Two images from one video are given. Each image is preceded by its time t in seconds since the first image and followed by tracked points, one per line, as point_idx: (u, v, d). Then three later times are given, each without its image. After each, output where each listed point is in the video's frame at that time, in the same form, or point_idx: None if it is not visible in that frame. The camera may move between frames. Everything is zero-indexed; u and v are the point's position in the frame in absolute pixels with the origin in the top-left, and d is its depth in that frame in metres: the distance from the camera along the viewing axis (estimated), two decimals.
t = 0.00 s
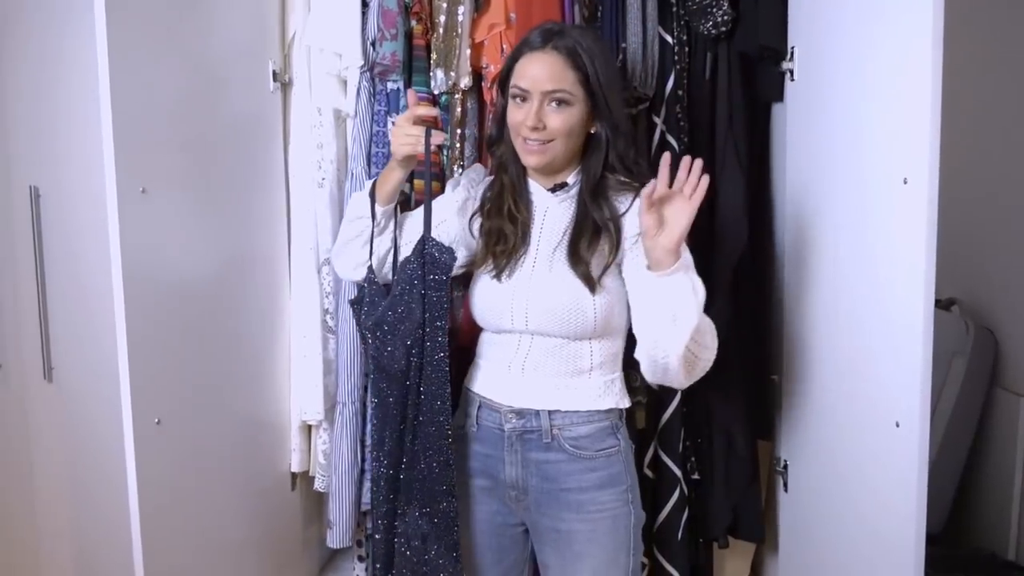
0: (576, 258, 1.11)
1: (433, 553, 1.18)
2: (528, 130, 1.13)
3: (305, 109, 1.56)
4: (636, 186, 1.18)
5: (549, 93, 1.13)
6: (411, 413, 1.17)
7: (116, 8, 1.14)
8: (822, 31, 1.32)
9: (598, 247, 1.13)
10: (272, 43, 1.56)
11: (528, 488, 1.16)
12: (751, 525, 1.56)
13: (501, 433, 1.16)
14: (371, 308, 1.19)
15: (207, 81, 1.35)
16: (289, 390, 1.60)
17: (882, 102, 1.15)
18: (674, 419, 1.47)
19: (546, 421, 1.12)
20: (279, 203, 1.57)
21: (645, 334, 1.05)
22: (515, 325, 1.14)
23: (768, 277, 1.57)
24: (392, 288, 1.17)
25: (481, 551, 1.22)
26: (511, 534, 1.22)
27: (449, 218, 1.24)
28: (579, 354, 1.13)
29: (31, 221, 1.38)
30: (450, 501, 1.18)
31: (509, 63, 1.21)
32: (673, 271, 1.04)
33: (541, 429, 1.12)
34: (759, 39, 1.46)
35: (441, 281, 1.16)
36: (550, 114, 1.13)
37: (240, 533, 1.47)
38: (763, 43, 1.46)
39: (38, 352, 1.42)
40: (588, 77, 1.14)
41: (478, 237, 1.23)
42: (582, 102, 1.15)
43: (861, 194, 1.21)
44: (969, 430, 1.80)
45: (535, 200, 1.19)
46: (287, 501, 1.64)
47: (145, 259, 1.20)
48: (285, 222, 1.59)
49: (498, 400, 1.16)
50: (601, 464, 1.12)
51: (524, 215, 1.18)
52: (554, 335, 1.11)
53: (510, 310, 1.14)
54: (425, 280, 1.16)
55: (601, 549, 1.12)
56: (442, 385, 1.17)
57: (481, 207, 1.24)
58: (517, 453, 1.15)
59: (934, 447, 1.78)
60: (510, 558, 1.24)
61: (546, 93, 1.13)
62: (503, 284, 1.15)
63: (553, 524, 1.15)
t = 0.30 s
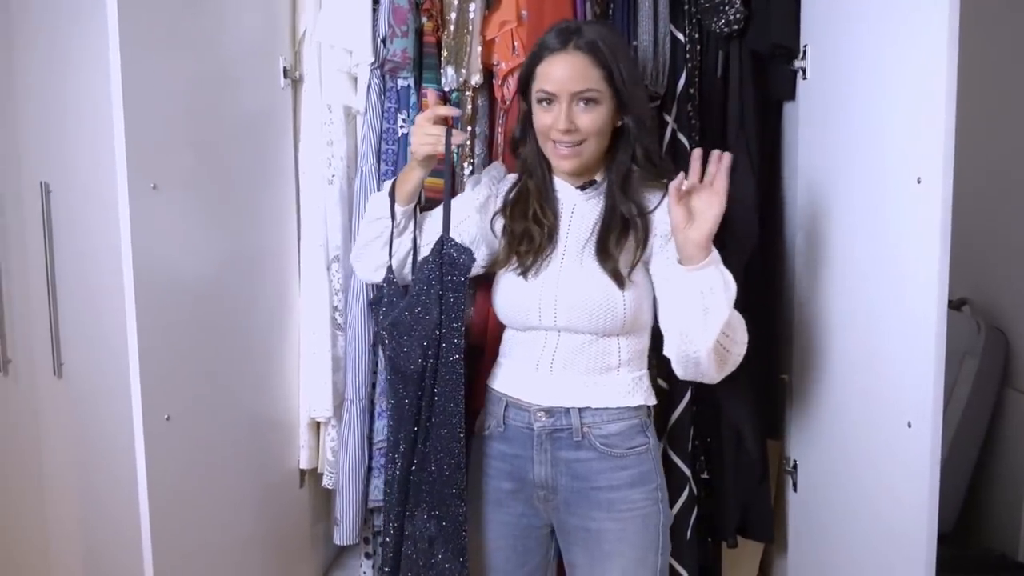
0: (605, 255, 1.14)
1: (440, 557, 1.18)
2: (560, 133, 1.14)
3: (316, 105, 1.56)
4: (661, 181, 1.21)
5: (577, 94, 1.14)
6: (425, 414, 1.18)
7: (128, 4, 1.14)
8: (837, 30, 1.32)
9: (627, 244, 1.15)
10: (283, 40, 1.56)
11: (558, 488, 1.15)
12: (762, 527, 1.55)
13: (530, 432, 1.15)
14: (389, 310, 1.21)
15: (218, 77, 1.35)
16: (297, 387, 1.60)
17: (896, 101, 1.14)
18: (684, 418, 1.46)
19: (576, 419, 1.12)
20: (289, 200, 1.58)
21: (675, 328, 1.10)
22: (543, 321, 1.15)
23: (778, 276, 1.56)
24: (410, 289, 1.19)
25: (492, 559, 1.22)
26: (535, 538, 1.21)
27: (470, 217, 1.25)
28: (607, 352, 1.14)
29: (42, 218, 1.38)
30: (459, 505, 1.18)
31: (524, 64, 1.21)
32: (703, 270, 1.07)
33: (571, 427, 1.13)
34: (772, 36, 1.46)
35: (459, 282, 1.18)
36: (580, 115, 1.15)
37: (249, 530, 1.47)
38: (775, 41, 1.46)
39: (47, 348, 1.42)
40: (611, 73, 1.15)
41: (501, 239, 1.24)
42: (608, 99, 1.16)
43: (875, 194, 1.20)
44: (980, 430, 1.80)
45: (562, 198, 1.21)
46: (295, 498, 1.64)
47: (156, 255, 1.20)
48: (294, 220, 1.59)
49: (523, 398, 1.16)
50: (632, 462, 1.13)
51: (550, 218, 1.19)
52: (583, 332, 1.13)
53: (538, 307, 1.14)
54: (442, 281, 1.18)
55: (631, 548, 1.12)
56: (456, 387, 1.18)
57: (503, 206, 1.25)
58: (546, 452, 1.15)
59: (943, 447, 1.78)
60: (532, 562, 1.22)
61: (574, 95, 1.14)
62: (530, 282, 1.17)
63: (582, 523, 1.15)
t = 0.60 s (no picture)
0: (624, 251, 1.15)
1: (458, 567, 1.17)
2: (580, 127, 1.13)
3: (316, 103, 1.56)
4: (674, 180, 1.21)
5: (598, 89, 1.14)
6: (438, 422, 1.18)
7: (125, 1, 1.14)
8: (838, 28, 1.31)
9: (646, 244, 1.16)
10: (282, 37, 1.55)
11: (580, 486, 1.15)
12: (761, 524, 1.56)
13: (552, 431, 1.15)
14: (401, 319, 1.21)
15: (216, 75, 1.34)
16: (296, 385, 1.60)
17: (898, 98, 1.14)
18: (685, 415, 1.45)
19: (599, 416, 1.12)
20: (288, 199, 1.57)
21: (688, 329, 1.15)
22: (562, 321, 1.15)
23: (778, 273, 1.56)
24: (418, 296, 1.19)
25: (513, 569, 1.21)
26: (553, 537, 1.21)
27: (481, 219, 1.25)
28: (627, 349, 1.14)
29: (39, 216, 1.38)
30: (475, 513, 1.18)
31: (539, 63, 1.22)
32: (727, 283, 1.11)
33: (594, 424, 1.13)
34: (773, 34, 1.46)
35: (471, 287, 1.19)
36: (599, 110, 1.14)
37: (249, 529, 1.47)
38: (775, 39, 1.46)
39: (46, 349, 1.42)
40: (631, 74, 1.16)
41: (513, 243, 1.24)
42: (626, 98, 1.17)
43: (876, 191, 1.20)
44: (979, 428, 1.80)
45: (576, 196, 1.21)
46: (295, 496, 1.64)
47: (155, 253, 1.20)
48: (295, 218, 1.59)
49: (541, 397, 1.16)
50: (655, 458, 1.13)
51: (565, 217, 1.19)
52: (603, 331, 1.13)
53: (557, 307, 1.15)
54: (450, 287, 1.18)
55: (653, 545, 1.12)
56: (466, 394, 1.17)
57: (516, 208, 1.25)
58: (569, 450, 1.14)
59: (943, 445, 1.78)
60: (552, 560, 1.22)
61: (595, 89, 1.14)
62: (548, 283, 1.17)
63: (604, 520, 1.15)
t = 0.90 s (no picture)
0: (632, 249, 1.15)
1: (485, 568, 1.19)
2: (588, 127, 1.13)
3: (311, 101, 1.55)
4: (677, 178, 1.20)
5: (606, 88, 1.13)
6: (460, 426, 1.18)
7: None
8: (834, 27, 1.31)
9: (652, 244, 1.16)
10: (277, 35, 1.55)
11: (589, 485, 1.15)
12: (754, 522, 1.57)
13: (561, 431, 1.14)
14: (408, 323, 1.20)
15: (211, 72, 1.34)
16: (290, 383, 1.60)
17: (893, 98, 1.15)
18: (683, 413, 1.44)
19: (608, 416, 1.12)
20: (283, 197, 1.57)
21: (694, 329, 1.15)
22: (569, 319, 1.15)
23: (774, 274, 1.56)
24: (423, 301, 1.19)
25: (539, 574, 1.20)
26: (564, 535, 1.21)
27: (486, 218, 1.24)
28: (635, 347, 1.15)
29: (31, 212, 1.36)
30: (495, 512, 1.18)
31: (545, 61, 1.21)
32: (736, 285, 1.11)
33: (604, 423, 1.12)
34: (768, 34, 1.46)
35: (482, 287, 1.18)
36: (607, 109, 1.14)
37: (243, 529, 1.46)
38: (771, 38, 1.46)
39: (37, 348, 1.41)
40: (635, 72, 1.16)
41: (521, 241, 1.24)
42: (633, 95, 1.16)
43: (871, 190, 1.21)
44: (973, 427, 1.81)
45: (583, 195, 1.20)
46: (289, 495, 1.64)
47: (148, 251, 1.19)
48: (289, 216, 1.58)
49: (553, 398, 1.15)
50: (664, 456, 1.13)
51: (573, 214, 1.19)
52: (613, 330, 1.13)
53: (565, 305, 1.15)
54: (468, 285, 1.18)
55: (661, 543, 1.13)
56: (481, 393, 1.18)
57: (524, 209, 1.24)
58: (578, 450, 1.14)
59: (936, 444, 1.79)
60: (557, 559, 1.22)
61: (602, 88, 1.13)
62: (557, 281, 1.17)
63: (613, 518, 1.15)
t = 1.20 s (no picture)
0: (605, 269, 1.09)
1: (490, 553, 1.19)
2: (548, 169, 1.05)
3: (292, 92, 1.53)
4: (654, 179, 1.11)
5: (566, 131, 1.03)
6: (466, 409, 1.20)
7: None
8: (818, 12, 1.31)
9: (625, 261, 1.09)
10: (257, 25, 1.53)
11: (580, 473, 1.16)
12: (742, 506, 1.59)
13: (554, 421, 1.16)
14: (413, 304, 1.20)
15: (190, 64, 1.32)
16: (277, 377, 1.58)
17: (879, 82, 1.14)
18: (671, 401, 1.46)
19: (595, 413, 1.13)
20: (265, 190, 1.56)
21: (675, 345, 1.08)
22: (552, 320, 1.15)
23: (761, 260, 1.56)
24: (429, 279, 1.18)
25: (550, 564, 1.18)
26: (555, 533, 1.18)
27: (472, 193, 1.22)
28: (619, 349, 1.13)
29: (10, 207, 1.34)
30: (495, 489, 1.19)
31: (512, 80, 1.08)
32: (713, 285, 1.08)
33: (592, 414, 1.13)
34: (752, 19, 1.45)
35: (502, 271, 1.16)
36: (569, 148, 1.05)
37: (232, 525, 1.45)
38: (754, 23, 1.45)
39: (19, 346, 1.38)
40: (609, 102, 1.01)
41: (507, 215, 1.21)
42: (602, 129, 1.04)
43: (858, 174, 1.21)
44: (958, 409, 1.82)
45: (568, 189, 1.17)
46: (277, 491, 1.63)
47: (132, 246, 1.18)
48: (272, 209, 1.57)
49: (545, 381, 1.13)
50: (652, 446, 1.13)
51: (557, 219, 1.15)
52: (594, 332, 1.13)
53: (546, 308, 1.14)
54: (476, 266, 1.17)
55: (650, 532, 1.12)
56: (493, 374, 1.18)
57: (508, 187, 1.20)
58: (568, 439, 1.15)
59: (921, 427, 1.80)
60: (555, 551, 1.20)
61: (564, 132, 1.03)
62: (536, 286, 1.15)
63: (602, 507, 1.15)
